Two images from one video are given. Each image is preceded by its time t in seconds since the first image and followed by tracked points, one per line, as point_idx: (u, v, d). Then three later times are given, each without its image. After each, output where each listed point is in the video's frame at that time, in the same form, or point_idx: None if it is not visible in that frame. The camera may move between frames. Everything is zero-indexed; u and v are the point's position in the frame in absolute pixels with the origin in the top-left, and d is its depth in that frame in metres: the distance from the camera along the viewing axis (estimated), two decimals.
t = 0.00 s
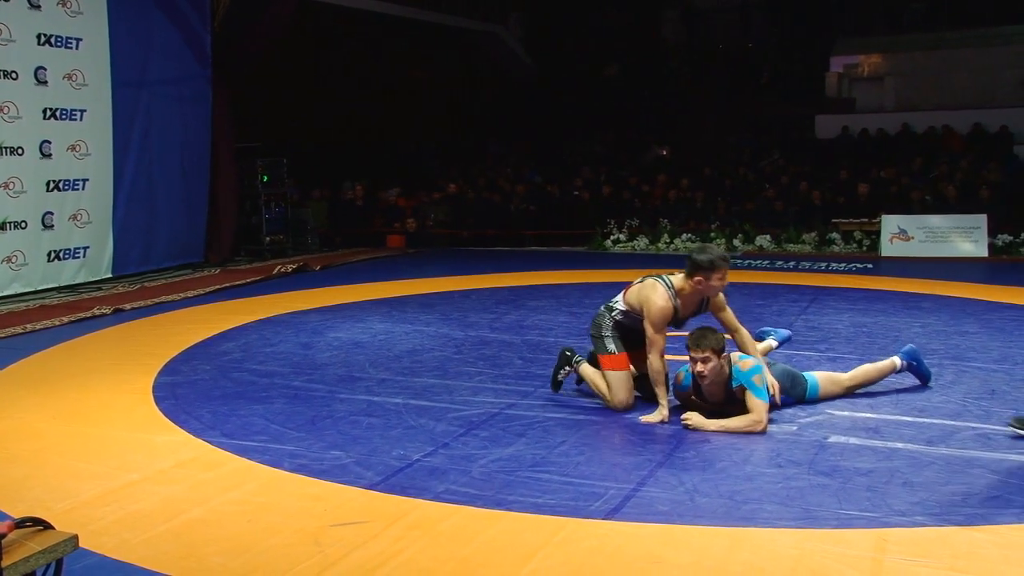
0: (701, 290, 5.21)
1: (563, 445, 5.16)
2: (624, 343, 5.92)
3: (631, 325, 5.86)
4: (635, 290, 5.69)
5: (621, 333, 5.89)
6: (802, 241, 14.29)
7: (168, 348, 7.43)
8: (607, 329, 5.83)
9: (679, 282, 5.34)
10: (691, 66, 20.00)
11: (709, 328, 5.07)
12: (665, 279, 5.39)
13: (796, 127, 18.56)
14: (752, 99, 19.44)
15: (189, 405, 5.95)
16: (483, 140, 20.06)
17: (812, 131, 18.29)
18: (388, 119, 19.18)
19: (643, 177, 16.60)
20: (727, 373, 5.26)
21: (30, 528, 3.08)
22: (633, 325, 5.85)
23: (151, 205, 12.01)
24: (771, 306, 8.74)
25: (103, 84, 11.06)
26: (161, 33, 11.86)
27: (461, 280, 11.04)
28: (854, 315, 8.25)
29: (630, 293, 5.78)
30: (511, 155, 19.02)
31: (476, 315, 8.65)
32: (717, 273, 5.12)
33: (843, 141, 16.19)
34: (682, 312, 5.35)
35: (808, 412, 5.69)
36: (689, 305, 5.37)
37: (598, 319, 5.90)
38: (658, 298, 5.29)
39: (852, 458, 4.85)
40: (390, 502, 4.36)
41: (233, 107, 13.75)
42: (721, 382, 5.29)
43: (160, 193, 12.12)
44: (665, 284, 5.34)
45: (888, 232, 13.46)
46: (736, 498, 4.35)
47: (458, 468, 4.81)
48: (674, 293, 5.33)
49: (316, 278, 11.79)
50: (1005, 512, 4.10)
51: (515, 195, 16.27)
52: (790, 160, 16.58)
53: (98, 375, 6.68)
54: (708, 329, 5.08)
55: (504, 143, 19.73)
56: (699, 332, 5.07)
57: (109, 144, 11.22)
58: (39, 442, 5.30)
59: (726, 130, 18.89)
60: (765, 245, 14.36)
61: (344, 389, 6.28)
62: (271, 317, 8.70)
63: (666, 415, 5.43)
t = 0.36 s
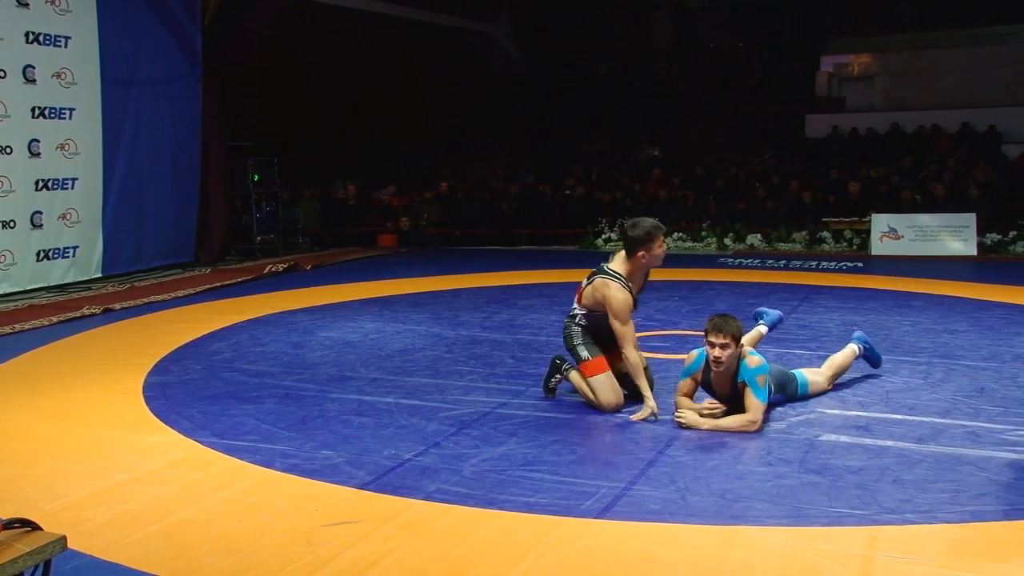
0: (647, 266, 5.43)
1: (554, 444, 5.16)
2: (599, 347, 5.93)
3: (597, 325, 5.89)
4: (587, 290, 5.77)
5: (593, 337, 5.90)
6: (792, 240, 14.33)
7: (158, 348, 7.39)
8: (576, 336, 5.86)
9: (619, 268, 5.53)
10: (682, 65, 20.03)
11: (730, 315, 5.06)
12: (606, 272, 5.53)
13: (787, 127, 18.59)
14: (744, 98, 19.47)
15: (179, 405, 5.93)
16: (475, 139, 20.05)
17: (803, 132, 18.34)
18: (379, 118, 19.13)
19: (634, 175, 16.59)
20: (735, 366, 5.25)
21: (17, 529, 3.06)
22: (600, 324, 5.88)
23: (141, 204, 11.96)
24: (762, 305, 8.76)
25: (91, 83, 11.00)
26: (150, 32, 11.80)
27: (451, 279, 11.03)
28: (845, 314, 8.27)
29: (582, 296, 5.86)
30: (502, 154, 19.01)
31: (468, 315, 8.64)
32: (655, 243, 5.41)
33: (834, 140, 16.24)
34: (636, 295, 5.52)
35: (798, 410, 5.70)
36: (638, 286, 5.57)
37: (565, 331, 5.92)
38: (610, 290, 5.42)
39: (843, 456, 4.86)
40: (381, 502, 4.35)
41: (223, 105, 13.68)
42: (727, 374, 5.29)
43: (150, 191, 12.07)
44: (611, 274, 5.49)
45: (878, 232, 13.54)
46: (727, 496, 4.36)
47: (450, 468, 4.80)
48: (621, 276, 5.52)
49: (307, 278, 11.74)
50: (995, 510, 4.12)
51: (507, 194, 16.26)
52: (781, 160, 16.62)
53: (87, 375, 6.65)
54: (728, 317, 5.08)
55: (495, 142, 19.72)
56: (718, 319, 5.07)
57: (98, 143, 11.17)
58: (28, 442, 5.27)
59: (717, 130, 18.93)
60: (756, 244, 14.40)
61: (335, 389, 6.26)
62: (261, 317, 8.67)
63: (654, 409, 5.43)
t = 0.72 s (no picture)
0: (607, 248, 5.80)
1: (545, 444, 5.16)
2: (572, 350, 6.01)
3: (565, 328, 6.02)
4: (554, 291, 5.91)
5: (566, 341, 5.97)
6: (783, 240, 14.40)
7: (148, 349, 7.38)
8: (553, 343, 5.90)
9: (582, 254, 5.84)
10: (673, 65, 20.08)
11: (698, 321, 5.08)
12: (571, 261, 5.81)
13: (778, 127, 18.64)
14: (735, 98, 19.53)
15: (170, 406, 5.91)
16: (466, 139, 20.03)
17: (793, 132, 18.39)
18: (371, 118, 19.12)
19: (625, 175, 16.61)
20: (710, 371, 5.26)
21: (4, 532, 3.05)
22: (567, 326, 6.02)
23: (131, 203, 11.92)
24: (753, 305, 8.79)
25: (80, 82, 10.96)
26: (140, 31, 11.77)
27: (443, 279, 11.03)
28: (835, 314, 8.30)
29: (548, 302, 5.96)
30: (494, 153, 19.02)
31: (459, 315, 8.65)
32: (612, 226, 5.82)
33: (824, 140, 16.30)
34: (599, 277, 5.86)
35: (789, 410, 5.71)
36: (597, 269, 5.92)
37: (539, 344, 5.93)
38: (581, 273, 5.72)
39: (833, 456, 4.87)
40: (372, 502, 4.35)
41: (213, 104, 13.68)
42: (704, 379, 5.29)
43: (140, 191, 12.03)
44: (578, 261, 5.78)
45: (868, 231, 13.56)
46: (718, 496, 4.37)
47: (441, 468, 4.80)
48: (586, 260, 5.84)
49: (298, 278, 11.72)
50: (984, 509, 4.13)
51: (498, 194, 16.26)
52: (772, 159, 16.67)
53: (77, 376, 6.63)
54: (697, 322, 5.10)
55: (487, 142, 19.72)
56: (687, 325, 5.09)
57: (87, 143, 11.14)
58: (17, 443, 5.25)
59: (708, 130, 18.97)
60: (746, 244, 14.46)
61: (326, 390, 6.25)
62: (253, 317, 8.66)
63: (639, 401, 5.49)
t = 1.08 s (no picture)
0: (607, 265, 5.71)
1: (538, 444, 5.16)
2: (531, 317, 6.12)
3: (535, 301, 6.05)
4: (546, 274, 5.82)
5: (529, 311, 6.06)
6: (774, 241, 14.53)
7: (140, 350, 7.36)
8: (520, 314, 5.97)
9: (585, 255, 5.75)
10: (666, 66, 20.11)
11: (681, 315, 5.02)
12: (577, 259, 5.72)
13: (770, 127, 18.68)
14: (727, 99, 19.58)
15: (161, 407, 5.90)
16: (459, 139, 20.05)
17: (785, 132, 18.42)
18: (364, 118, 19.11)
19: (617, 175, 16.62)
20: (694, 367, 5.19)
21: None
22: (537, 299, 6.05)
23: (122, 204, 11.91)
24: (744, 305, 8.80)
25: (71, 82, 10.94)
26: (131, 32, 11.75)
27: (434, 280, 11.01)
28: (827, 314, 8.30)
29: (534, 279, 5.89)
30: (487, 153, 19.01)
31: (451, 315, 8.65)
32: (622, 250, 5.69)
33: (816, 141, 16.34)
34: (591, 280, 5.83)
35: (781, 410, 5.72)
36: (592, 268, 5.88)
37: (505, 312, 5.98)
38: (580, 277, 5.68)
39: (824, 456, 4.88)
40: (363, 503, 4.35)
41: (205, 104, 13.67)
42: (688, 375, 5.24)
43: (132, 192, 12.03)
44: (582, 262, 5.71)
45: (860, 232, 13.58)
46: (709, 496, 4.37)
47: (432, 469, 4.80)
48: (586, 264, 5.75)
49: (289, 279, 11.73)
50: (974, 508, 4.14)
51: (489, 194, 16.27)
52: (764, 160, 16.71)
53: (68, 376, 6.63)
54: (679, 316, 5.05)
55: (480, 142, 19.71)
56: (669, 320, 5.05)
57: (79, 144, 11.11)
58: (7, 444, 5.24)
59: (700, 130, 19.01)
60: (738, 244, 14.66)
61: (318, 390, 6.24)
62: (244, 318, 8.65)
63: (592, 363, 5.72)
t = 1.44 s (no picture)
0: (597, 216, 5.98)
1: (532, 444, 5.16)
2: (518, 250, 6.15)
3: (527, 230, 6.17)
4: (551, 194, 6.08)
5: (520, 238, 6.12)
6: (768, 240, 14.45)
7: (134, 350, 7.35)
8: (517, 230, 6.05)
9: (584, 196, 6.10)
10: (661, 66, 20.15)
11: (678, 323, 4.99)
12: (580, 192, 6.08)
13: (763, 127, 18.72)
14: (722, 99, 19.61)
15: (155, 408, 5.89)
16: (454, 139, 20.04)
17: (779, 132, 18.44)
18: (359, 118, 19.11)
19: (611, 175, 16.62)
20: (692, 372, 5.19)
21: None
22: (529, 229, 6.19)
23: (116, 204, 11.89)
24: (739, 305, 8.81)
25: (65, 82, 10.92)
26: (125, 32, 11.74)
27: (429, 280, 11.00)
28: (821, 313, 8.31)
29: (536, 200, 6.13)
30: (482, 152, 19.00)
31: (445, 315, 8.65)
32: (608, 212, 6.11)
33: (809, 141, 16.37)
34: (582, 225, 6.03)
35: (775, 410, 5.73)
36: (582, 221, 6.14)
37: (504, 223, 6.05)
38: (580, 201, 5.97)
39: (819, 455, 4.88)
40: (358, 503, 4.34)
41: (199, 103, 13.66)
42: (686, 380, 5.23)
43: (126, 192, 12.01)
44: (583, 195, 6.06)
45: (854, 232, 13.49)
46: (704, 496, 4.37)
47: (427, 469, 4.80)
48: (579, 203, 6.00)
49: (283, 278, 11.72)
50: (967, 507, 4.15)
51: (483, 194, 16.28)
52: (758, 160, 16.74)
53: (61, 376, 6.61)
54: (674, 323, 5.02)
55: (475, 142, 19.71)
56: (665, 327, 5.02)
57: (73, 144, 11.09)
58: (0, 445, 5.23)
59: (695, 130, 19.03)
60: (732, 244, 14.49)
61: (312, 390, 6.24)
62: (238, 318, 8.64)
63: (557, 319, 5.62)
